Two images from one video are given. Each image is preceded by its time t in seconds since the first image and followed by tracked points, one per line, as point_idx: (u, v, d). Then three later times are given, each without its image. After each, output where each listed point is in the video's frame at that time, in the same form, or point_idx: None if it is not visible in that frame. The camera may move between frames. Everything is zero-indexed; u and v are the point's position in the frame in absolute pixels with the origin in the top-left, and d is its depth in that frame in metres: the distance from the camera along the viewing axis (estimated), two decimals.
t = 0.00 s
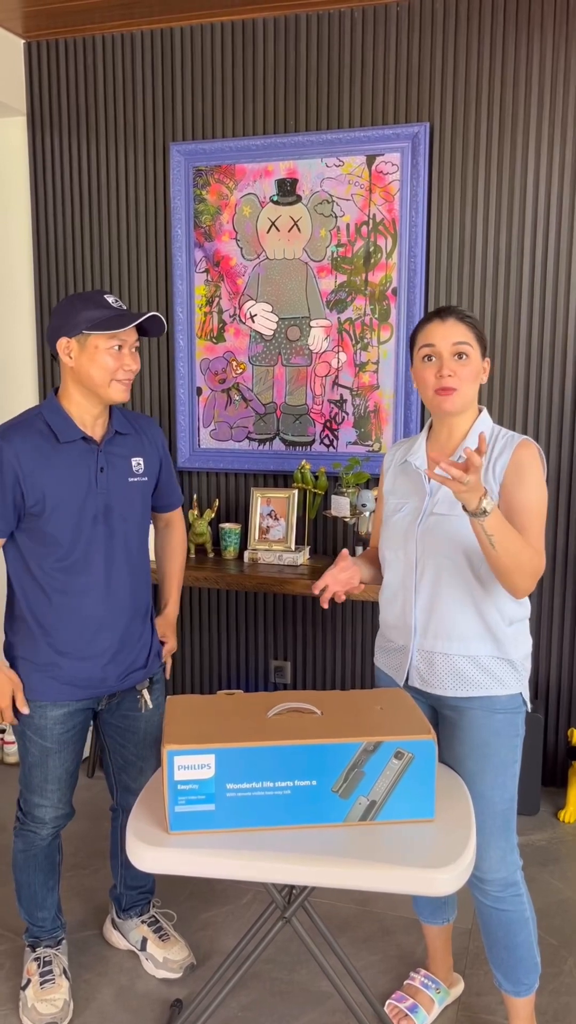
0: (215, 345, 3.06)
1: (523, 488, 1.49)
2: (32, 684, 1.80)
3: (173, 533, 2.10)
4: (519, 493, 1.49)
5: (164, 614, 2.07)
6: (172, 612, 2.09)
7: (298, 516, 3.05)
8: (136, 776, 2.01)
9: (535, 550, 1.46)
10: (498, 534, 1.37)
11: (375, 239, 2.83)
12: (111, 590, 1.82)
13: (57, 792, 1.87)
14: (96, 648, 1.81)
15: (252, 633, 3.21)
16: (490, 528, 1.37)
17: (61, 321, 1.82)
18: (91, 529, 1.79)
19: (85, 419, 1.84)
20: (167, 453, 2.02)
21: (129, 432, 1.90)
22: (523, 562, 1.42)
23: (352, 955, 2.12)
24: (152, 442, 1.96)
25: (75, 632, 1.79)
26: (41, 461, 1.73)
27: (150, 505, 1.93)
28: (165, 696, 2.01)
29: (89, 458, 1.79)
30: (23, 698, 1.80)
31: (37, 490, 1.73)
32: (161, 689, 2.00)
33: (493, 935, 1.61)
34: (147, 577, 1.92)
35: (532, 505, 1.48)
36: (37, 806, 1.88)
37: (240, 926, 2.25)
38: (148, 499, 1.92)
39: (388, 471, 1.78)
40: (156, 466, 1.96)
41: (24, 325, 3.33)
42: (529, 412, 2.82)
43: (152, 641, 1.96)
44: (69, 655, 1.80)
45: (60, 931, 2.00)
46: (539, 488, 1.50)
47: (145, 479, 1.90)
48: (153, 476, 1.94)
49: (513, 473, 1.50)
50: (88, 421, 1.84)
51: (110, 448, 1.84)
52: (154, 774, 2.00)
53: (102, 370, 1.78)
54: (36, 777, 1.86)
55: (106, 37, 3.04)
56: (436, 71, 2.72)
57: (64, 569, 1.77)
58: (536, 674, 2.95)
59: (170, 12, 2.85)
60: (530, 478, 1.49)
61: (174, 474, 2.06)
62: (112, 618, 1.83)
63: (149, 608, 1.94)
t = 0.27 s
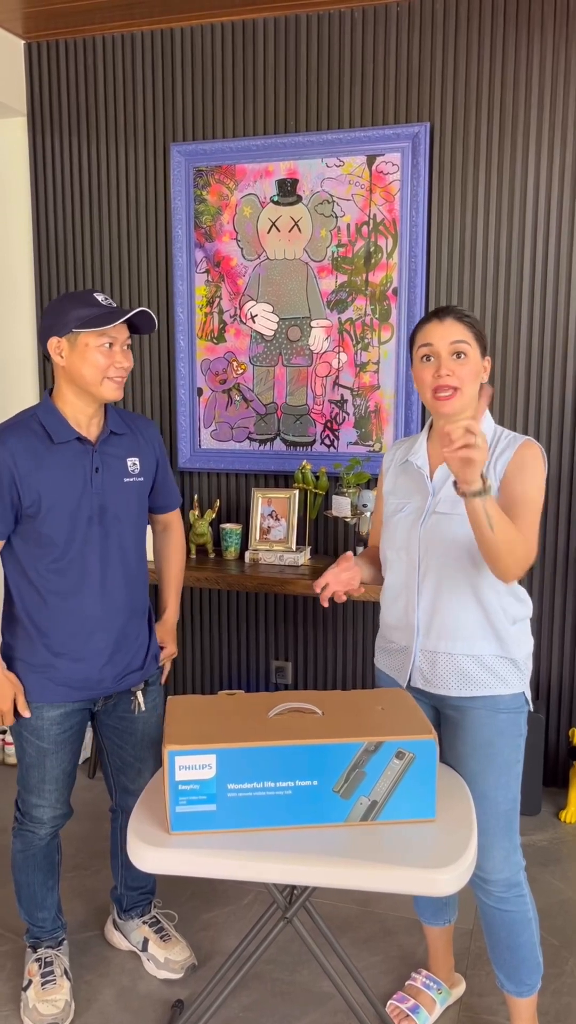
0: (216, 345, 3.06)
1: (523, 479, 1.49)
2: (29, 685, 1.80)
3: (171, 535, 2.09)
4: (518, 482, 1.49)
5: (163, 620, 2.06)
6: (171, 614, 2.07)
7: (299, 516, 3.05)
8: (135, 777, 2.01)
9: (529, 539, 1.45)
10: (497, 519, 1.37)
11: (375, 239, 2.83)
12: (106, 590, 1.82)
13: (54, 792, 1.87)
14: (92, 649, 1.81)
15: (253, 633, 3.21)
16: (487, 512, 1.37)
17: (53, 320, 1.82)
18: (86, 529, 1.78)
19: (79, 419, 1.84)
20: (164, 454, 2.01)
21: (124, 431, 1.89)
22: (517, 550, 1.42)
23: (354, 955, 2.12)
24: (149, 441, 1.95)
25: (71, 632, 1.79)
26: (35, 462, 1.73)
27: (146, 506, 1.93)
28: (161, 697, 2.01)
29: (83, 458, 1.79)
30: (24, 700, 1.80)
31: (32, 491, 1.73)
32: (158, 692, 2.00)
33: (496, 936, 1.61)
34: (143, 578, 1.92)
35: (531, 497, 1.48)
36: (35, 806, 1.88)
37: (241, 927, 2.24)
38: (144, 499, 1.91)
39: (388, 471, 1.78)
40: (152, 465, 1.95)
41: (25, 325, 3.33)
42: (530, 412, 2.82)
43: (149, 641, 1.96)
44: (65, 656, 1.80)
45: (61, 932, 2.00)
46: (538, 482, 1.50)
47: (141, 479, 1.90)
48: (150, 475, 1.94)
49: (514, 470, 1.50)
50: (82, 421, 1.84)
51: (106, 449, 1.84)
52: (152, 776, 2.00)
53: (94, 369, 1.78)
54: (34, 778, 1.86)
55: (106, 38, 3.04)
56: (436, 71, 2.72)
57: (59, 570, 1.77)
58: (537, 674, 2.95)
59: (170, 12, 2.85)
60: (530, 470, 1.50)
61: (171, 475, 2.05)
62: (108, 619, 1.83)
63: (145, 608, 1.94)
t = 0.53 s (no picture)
0: (216, 346, 3.06)
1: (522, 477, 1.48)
2: (26, 687, 1.80)
3: (167, 536, 2.09)
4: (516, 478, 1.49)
5: (160, 621, 2.07)
6: (167, 615, 2.09)
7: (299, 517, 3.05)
8: (134, 778, 2.01)
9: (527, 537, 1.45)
10: (491, 519, 1.38)
11: (376, 240, 2.82)
12: (103, 591, 1.82)
13: (53, 793, 1.87)
14: (89, 650, 1.81)
15: (253, 634, 3.21)
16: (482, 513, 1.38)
17: (49, 323, 1.81)
18: (82, 531, 1.78)
19: (75, 421, 1.84)
20: (160, 454, 2.01)
21: (120, 432, 1.89)
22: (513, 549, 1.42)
23: (354, 956, 2.11)
24: (144, 441, 1.95)
25: (68, 634, 1.79)
26: (31, 465, 1.73)
27: (142, 506, 1.93)
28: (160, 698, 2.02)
29: (79, 460, 1.79)
30: (23, 701, 1.80)
31: (28, 493, 1.72)
32: (157, 694, 2.01)
33: (497, 936, 1.61)
34: (140, 579, 1.92)
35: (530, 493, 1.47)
36: (34, 807, 1.88)
37: (242, 927, 2.24)
38: (140, 499, 1.91)
39: (386, 468, 1.77)
40: (148, 465, 1.95)
41: (25, 326, 3.33)
42: (531, 411, 2.82)
43: (147, 642, 1.96)
44: (63, 657, 1.80)
45: (61, 932, 2.00)
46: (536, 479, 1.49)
47: (137, 480, 1.89)
48: (146, 476, 1.94)
49: (511, 469, 1.50)
50: (78, 423, 1.84)
51: (101, 450, 1.84)
52: (152, 777, 2.00)
53: (90, 372, 1.78)
54: (33, 779, 1.86)
55: (105, 38, 3.04)
56: (436, 72, 2.72)
57: (56, 571, 1.77)
58: (538, 674, 2.95)
59: (170, 13, 2.85)
60: (528, 467, 1.49)
61: (167, 475, 2.05)
62: (105, 620, 1.83)
63: (142, 608, 1.94)
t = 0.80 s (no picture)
0: (216, 347, 3.06)
1: (521, 479, 1.47)
2: (26, 688, 1.80)
3: (167, 536, 2.09)
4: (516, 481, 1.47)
5: (157, 619, 2.07)
6: (164, 615, 2.09)
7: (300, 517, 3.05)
8: (135, 779, 2.01)
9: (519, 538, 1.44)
10: (483, 517, 1.37)
11: (376, 240, 2.83)
12: (102, 592, 1.82)
13: (53, 793, 1.87)
14: (88, 651, 1.81)
15: (254, 634, 3.21)
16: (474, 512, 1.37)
17: (48, 325, 1.81)
18: (82, 532, 1.78)
19: (74, 423, 1.84)
20: (159, 455, 2.01)
21: (119, 433, 1.89)
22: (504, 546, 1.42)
23: (356, 956, 2.11)
24: (143, 442, 1.96)
25: (67, 635, 1.80)
26: (30, 466, 1.73)
27: (141, 508, 1.93)
28: (159, 698, 2.01)
29: (78, 461, 1.79)
30: (24, 703, 1.80)
31: (27, 495, 1.72)
32: (156, 693, 2.01)
33: (498, 937, 1.61)
34: (139, 579, 1.92)
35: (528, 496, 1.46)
36: (34, 808, 1.88)
37: (243, 928, 2.24)
38: (139, 500, 1.91)
39: (388, 467, 1.78)
40: (147, 466, 1.95)
41: (26, 327, 3.33)
42: (532, 411, 2.82)
43: (146, 641, 1.96)
44: (62, 658, 1.80)
45: (62, 933, 2.00)
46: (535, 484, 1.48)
47: (136, 480, 1.90)
48: (145, 476, 1.94)
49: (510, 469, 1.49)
50: (77, 425, 1.84)
51: (100, 451, 1.84)
52: (152, 777, 2.00)
53: (89, 374, 1.78)
54: (33, 780, 1.86)
55: (106, 40, 3.04)
56: (437, 73, 2.72)
57: (56, 573, 1.77)
58: (539, 674, 2.94)
59: (171, 14, 2.85)
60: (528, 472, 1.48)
61: (166, 476, 2.05)
62: (104, 621, 1.83)
63: (141, 609, 1.94)
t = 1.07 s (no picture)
0: (217, 347, 3.06)
1: (521, 480, 1.47)
2: (27, 689, 1.80)
3: (166, 536, 2.09)
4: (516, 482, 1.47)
5: (158, 620, 2.07)
6: (165, 615, 2.08)
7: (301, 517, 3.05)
8: (136, 780, 2.01)
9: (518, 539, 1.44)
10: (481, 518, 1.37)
11: (377, 240, 2.83)
12: (102, 593, 1.82)
13: (54, 794, 1.87)
14: (89, 652, 1.81)
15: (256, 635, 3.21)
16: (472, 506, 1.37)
17: (49, 325, 1.81)
18: (82, 533, 1.78)
19: (75, 423, 1.84)
20: (160, 455, 2.01)
21: (119, 434, 1.89)
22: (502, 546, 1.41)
23: (357, 957, 2.11)
24: (143, 443, 1.96)
25: (68, 636, 1.80)
26: (31, 467, 1.73)
27: (141, 508, 1.93)
28: (160, 698, 2.01)
29: (79, 462, 1.79)
30: (26, 705, 1.80)
31: (28, 496, 1.72)
32: (157, 694, 2.00)
33: (500, 938, 1.60)
34: (139, 580, 1.92)
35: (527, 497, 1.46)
36: (35, 809, 1.88)
37: (244, 928, 2.24)
38: (140, 500, 1.91)
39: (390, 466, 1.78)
40: (148, 467, 1.95)
41: (26, 328, 3.33)
42: (533, 411, 2.82)
43: (146, 642, 1.96)
44: (63, 659, 1.80)
45: (63, 934, 2.00)
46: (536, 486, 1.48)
47: (136, 481, 1.90)
48: (145, 477, 1.94)
49: (509, 469, 1.49)
50: (78, 425, 1.84)
51: (101, 451, 1.84)
52: (153, 778, 1.99)
53: (90, 375, 1.78)
54: (34, 781, 1.86)
55: (107, 40, 3.05)
56: (437, 73, 2.72)
57: (56, 574, 1.77)
58: (541, 674, 2.94)
59: (171, 15, 2.85)
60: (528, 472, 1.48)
61: (166, 476, 2.05)
62: (105, 621, 1.83)
63: (142, 609, 1.94)
